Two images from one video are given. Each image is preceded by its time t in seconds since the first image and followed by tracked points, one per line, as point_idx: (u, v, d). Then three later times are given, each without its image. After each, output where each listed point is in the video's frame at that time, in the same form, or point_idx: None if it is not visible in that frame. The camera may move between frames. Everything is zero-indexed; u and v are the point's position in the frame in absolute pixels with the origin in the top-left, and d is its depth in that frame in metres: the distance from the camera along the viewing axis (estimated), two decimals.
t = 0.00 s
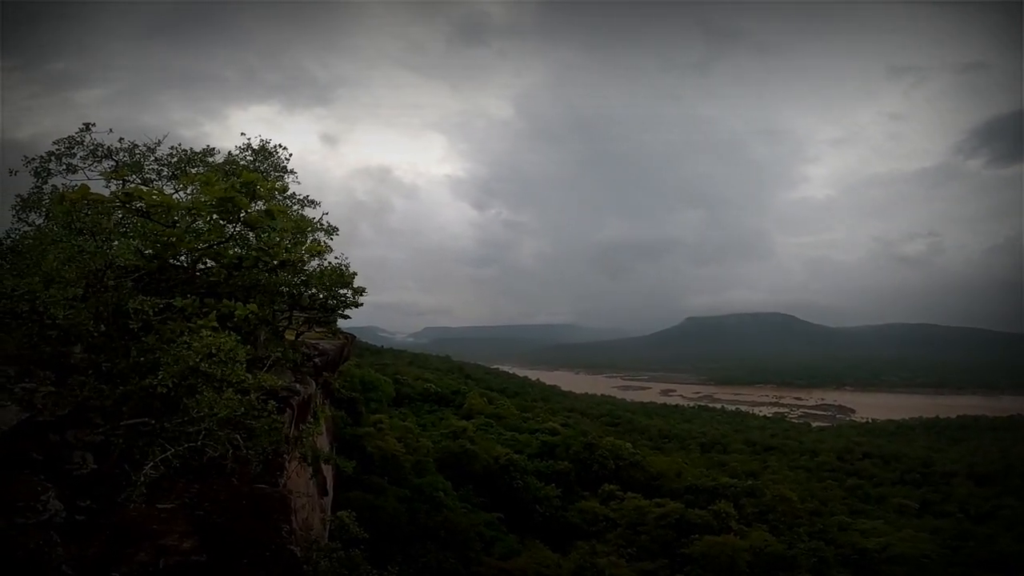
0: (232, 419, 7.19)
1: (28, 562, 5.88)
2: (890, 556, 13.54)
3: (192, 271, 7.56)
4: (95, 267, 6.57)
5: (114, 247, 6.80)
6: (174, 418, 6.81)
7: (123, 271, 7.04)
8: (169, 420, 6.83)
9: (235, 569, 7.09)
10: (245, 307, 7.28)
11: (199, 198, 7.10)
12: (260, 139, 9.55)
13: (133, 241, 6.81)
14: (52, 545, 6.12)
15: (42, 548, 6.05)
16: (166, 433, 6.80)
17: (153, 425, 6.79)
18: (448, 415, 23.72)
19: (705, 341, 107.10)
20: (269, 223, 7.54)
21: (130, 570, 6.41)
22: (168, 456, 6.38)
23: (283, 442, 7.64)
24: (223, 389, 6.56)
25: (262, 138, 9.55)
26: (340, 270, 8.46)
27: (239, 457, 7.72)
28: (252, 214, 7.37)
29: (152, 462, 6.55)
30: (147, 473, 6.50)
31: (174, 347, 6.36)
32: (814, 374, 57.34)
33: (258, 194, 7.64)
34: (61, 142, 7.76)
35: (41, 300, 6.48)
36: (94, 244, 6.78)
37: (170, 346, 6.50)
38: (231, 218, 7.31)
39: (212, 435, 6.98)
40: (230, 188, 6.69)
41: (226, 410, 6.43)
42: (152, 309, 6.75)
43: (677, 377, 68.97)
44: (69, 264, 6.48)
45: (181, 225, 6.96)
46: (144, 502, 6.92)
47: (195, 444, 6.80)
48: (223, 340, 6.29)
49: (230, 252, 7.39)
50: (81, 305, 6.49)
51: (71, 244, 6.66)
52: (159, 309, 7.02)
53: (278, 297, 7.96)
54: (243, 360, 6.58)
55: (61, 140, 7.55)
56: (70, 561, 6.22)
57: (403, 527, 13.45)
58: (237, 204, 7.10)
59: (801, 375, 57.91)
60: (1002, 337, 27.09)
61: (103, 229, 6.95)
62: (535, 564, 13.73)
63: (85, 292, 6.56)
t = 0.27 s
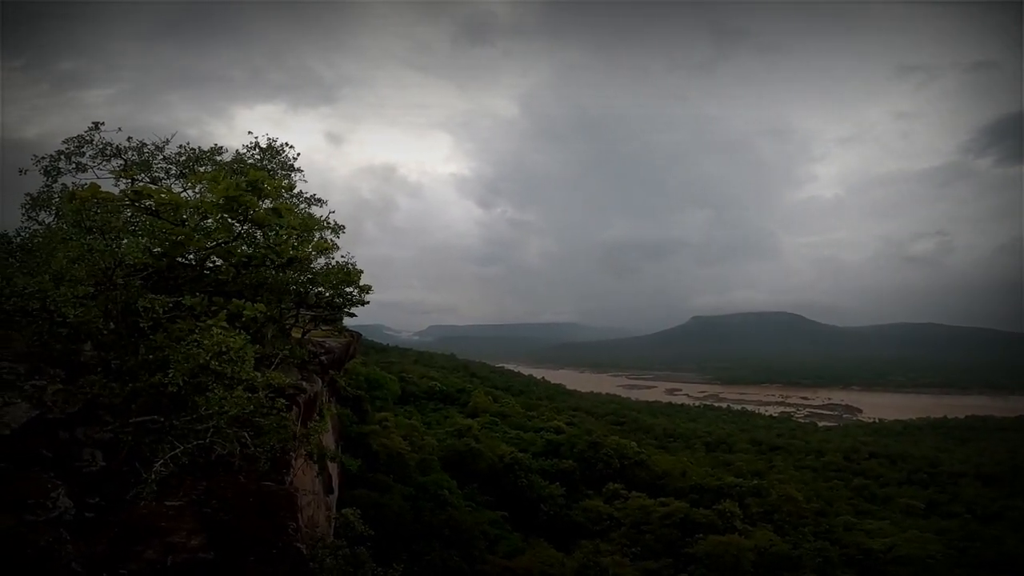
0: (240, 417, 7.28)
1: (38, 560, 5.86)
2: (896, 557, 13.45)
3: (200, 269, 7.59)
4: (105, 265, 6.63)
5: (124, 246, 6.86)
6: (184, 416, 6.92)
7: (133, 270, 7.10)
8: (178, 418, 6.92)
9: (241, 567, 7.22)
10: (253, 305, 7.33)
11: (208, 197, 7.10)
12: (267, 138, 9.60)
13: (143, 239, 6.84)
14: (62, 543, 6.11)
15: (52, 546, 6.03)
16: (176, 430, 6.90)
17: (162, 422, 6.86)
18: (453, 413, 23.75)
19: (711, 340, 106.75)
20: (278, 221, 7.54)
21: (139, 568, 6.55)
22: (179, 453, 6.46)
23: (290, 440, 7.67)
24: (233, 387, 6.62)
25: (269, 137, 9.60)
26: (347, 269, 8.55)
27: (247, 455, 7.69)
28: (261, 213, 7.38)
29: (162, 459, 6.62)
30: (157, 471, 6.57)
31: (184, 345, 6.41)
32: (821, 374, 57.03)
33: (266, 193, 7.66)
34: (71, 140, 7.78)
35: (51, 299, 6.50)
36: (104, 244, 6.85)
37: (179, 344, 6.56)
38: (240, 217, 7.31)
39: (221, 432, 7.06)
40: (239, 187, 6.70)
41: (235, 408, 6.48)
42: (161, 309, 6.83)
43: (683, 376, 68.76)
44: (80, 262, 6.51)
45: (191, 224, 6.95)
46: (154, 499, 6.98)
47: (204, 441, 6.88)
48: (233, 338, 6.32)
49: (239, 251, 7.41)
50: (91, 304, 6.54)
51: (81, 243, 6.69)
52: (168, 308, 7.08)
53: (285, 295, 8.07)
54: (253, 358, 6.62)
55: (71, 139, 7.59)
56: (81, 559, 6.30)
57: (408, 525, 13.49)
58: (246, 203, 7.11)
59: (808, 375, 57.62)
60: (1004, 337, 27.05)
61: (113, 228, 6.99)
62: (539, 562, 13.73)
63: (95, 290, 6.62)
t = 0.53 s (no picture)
0: (247, 418, 7.30)
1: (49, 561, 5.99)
2: (905, 557, 13.36)
3: (206, 271, 7.62)
4: (113, 268, 6.66)
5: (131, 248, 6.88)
6: (192, 418, 6.92)
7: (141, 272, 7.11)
8: (186, 420, 6.91)
9: (248, 567, 7.35)
10: (260, 307, 7.35)
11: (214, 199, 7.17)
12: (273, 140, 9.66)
13: (151, 242, 6.87)
14: (72, 543, 6.22)
15: (62, 547, 6.16)
16: (184, 432, 6.88)
17: (170, 424, 6.85)
18: (459, 414, 23.76)
19: (717, 340, 106.40)
20: (282, 223, 7.63)
21: (147, 569, 6.61)
22: (188, 455, 6.51)
23: (298, 441, 7.68)
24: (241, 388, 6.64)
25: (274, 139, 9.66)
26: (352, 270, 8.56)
27: (254, 456, 7.66)
28: (266, 214, 7.45)
29: (170, 462, 6.64)
30: (166, 473, 6.59)
31: (194, 347, 6.43)
32: (828, 374, 56.76)
33: (271, 195, 7.75)
34: (79, 144, 7.84)
35: (61, 301, 6.52)
36: (112, 246, 6.88)
37: (188, 347, 6.59)
38: (246, 218, 7.36)
39: (228, 434, 7.11)
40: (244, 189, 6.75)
41: (244, 409, 6.51)
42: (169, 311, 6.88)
43: (689, 376, 68.54)
44: (89, 265, 6.54)
45: (197, 227, 7.00)
46: (162, 500, 7.02)
47: (213, 443, 6.89)
48: (243, 342, 6.35)
49: (245, 252, 7.46)
50: (100, 306, 6.54)
51: (89, 246, 6.74)
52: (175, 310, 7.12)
53: (291, 296, 8.06)
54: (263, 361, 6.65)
55: (79, 142, 7.64)
56: (91, 560, 6.33)
57: (414, 526, 13.50)
58: (251, 205, 7.18)
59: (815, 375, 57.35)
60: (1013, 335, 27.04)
61: (121, 230, 7.04)
62: (545, 563, 13.71)
63: (104, 292, 6.66)
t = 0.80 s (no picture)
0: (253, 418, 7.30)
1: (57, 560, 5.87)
2: (912, 557, 13.26)
3: (212, 270, 7.61)
4: (120, 268, 6.74)
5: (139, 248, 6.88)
6: (198, 417, 7.04)
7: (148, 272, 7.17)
8: (192, 419, 7.02)
9: (255, 567, 7.28)
10: (265, 305, 7.35)
11: (221, 199, 7.19)
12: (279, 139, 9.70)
13: (158, 242, 6.93)
14: (79, 543, 6.12)
15: (70, 546, 6.06)
16: (190, 431, 6.97)
17: (177, 423, 6.98)
18: (463, 413, 23.79)
19: (723, 339, 106.05)
20: (289, 223, 7.64)
21: (154, 568, 6.58)
22: (194, 454, 6.50)
23: (303, 440, 7.74)
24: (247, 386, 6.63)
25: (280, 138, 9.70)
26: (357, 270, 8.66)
27: (259, 455, 7.67)
28: (271, 214, 7.45)
29: (177, 460, 6.68)
30: (172, 472, 6.59)
31: (200, 346, 6.46)
32: (835, 373, 56.48)
33: (277, 194, 7.69)
34: (86, 144, 7.85)
35: (69, 301, 6.55)
36: (119, 246, 6.91)
37: (194, 345, 6.67)
38: (252, 218, 7.39)
39: (235, 433, 7.10)
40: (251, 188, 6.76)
41: (249, 408, 6.50)
42: (176, 309, 6.88)
43: (695, 375, 68.35)
44: (97, 265, 6.63)
45: (204, 227, 7.06)
46: (169, 499, 7.03)
47: (218, 442, 6.93)
48: (247, 339, 6.40)
49: (252, 252, 7.42)
50: (107, 306, 6.56)
51: (97, 246, 6.82)
52: (182, 309, 7.13)
53: (297, 295, 8.07)
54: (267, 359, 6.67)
55: (86, 143, 7.67)
56: (99, 560, 6.32)
57: (418, 524, 13.51)
58: (258, 205, 7.21)
59: (822, 374, 57.05)
60: None
61: (128, 230, 7.07)
62: (549, 563, 13.69)
63: (111, 292, 6.67)
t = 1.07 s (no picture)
0: (257, 415, 7.31)
1: (63, 557, 5.90)
2: (915, 559, 13.21)
3: (218, 268, 7.70)
4: (126, 266, 6.77)
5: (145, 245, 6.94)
6: (204, 414, 7.01)
7: (154, 269, 7.19)
8: (197, 416, 7.01)
9: (258, 564, 7.23)
10: (270, 304, 7.33)
11: (227, 197, 7.17)
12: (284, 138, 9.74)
13: (164, 239, 6.95)
14: (86, 540, 6.12)
15: (76, 543, 6.05)
16: (195, 428, 6.98)
17: (182, 420, 6.96)
18: (466, 411, 23.82)
19: (727, 339, 105.78)
20: (294, 220, 7.60)
21: (158, 567, 6.57)
22: (199, 451, 6.55)
23: (306, 438, 7.88)
24: (251, 384, 6.66)
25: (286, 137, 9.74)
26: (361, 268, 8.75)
27: (263, 453, 7.86)
28: (278, 212, 7.44)
29: (181, 457, 6.68)
30: (177, 469, 6.62)
31: (203, 344, 6.43)
32: (839, 373, 56.31)
33: (283, 192, 7.74)
34: (93, 142, 7.85)
35: (75, 299, 6.55)
36: (126, 243, 6.94)
37: (199, 343, 6.64)
38: (258, 216, 7.40)
39: (239, 430, 7.12)
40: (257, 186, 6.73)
41: (253, 406, 6.56)
42: (181, 307, 6.95)
43: (699, 375, 68.21)
44: (102, 262, 6.60)
45: (209, 224, 7.04)
46: (174, 496, 7.07)
47: (223, 439, 6.93)
48: (249, 337, 6.37)
49: (257, 250, 7.53)
50: (113, 303, 6.56)
51: (104, 244, 6.79)
52: (188, 306, 7.17)
53: (301, 293, 8.13)
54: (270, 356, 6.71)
55: (93, 140, 7.63)
56: (104, 558, 6.32)
57: (420, 522, 13.55)
58: (264, 203, 7.18)
59: (826, 374, 56.84)
60: None
61: (134, 227, 7.10)
62: (551, 562, 13.70)
63: (118, 289, 6.68)
